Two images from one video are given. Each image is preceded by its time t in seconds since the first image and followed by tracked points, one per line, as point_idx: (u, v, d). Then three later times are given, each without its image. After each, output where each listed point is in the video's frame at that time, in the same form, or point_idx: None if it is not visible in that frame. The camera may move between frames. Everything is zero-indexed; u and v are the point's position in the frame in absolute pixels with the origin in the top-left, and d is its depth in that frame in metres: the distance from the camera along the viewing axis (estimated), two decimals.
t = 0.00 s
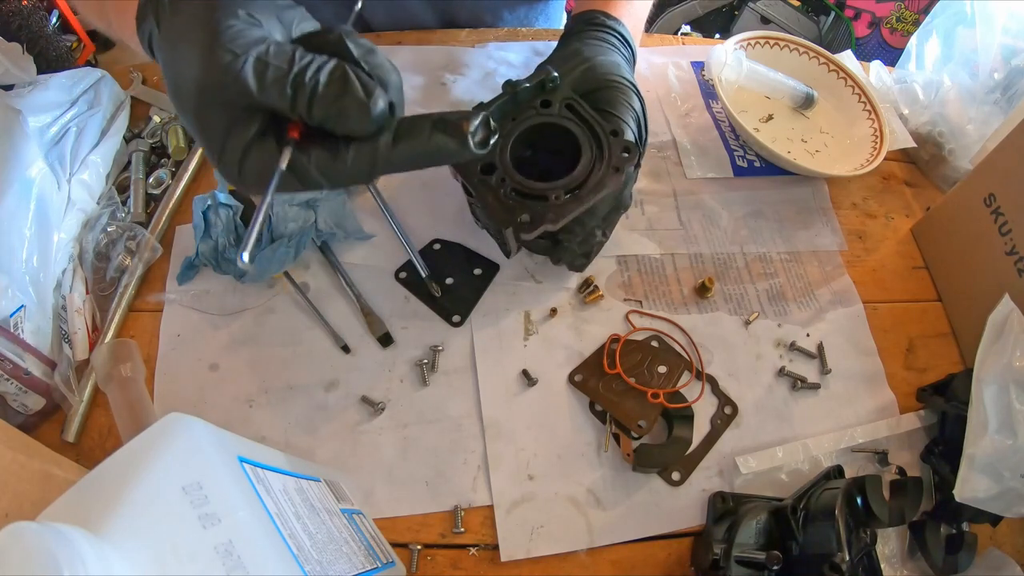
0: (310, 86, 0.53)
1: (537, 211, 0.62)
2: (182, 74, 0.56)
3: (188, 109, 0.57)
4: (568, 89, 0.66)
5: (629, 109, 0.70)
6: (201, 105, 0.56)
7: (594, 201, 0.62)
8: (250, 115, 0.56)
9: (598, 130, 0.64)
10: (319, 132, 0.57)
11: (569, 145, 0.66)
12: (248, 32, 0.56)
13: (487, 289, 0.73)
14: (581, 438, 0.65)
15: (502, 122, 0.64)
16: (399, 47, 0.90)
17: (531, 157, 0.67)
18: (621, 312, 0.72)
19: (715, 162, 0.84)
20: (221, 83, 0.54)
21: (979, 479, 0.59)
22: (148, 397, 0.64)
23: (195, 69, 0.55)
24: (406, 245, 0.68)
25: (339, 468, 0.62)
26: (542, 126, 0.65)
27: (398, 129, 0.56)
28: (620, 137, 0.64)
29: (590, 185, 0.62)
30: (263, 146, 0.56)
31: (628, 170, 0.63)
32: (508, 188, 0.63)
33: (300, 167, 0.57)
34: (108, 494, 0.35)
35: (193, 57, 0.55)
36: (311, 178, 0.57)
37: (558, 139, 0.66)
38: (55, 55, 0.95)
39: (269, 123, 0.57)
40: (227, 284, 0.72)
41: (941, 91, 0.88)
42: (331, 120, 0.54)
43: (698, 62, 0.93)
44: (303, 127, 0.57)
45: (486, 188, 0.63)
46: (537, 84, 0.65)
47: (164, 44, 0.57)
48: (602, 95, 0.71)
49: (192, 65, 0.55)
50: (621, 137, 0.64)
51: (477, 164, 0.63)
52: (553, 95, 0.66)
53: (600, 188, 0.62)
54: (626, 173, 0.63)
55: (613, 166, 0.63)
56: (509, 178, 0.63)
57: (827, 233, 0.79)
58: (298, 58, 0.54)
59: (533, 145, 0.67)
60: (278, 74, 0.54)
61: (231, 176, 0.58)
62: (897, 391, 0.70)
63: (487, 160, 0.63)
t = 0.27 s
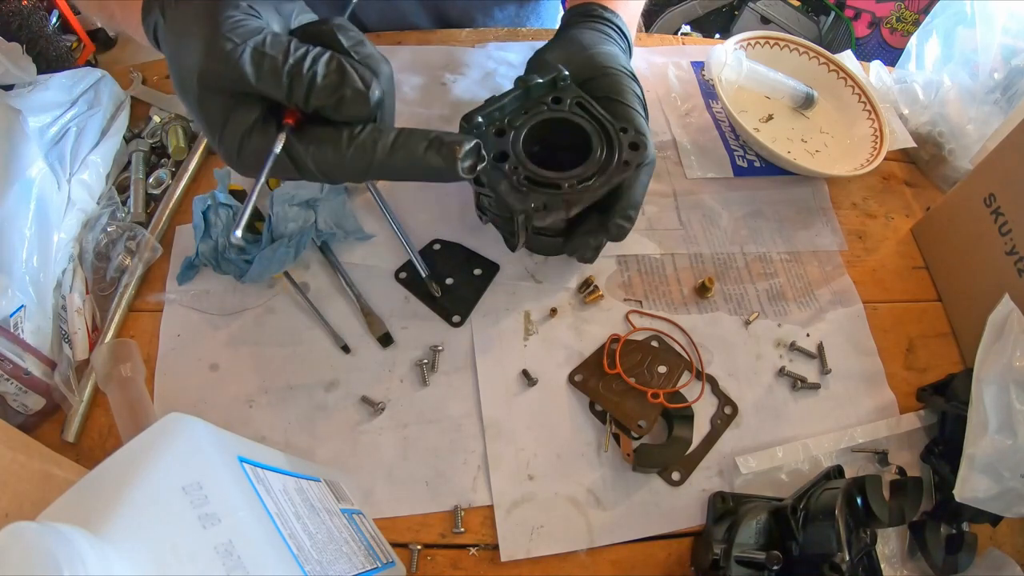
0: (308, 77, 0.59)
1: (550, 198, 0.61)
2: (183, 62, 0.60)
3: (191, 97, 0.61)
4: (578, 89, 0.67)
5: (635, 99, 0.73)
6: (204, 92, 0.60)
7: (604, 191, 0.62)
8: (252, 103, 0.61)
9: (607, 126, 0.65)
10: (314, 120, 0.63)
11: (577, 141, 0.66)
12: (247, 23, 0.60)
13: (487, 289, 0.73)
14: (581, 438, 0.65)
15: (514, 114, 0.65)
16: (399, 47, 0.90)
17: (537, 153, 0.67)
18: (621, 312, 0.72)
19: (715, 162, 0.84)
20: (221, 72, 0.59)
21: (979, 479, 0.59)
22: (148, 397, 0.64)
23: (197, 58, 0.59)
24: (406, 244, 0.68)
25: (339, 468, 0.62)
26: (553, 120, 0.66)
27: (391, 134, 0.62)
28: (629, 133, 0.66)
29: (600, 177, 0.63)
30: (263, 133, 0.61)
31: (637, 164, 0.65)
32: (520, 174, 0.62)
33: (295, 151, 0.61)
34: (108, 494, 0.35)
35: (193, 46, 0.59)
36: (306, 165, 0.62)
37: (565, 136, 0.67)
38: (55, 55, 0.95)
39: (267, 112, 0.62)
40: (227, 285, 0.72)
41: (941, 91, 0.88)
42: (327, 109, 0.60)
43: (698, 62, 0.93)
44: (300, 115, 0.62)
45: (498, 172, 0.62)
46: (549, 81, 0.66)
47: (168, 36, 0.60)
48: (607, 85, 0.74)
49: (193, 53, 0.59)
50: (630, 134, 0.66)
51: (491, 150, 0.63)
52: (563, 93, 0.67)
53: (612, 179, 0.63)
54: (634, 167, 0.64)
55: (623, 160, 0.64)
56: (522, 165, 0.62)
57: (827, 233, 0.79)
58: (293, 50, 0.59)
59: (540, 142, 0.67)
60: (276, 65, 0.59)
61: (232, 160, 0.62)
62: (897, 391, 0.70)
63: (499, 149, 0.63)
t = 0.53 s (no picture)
0: (309, 65, 0.61)
1: (550, 191, 0.61)
2: (182, 55, 0.62)
3: (194, 88, 0.63)
4: (577, 87, 0.67)
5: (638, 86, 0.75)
6: (205, 83, 0.62)
7: (603, 186, 0.61)
8: (252, 93, 0.63)
9: (605, 122, 0.65)
10: (314, 109, 0.65)
11: (577, 138, 0.66)
12: (246, 14, 0.62)
13: (487, 289, 0.73)
14: (582, 438, 0.65)
15: (514, 111, 0.65)
16: (399, 47, 0.90)
17: (536, 151, 0.67)
18: (621, 312, 0.72)
19: (715, 162, 0.84)
20: (222, 60, 0.60)
21: (979, 479, 0.59)
22: (148, 397, 0.64)
23: (197, 51, 0.61)
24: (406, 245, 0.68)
25: (339, 468, 0.62)
26: (552, 118, 0.66)
27: (391, 119, 0.63)
28: (627, 129, 0.65)
29: (599, 171, 0.62)
30: (264, 121, 0.62)
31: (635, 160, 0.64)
32: (520, 168, 0.62)
33: (293, 140, 0.62)
34: (108, 494, 0.35)
35: (195, 36, 0.61)
36: (305, 153, 0.63)
37: (565, 133, 0.67)
38: (54, 55, 0.95)
39: (266, 99, 0.63)
40: (227, 285, 0.72)
41: (941, 91, 0.88)
42: (328, 97, 0.63)
43: (698, 62, 0.93)
44: (299, 103, 0.63)
45: (496, 167, 0.62)
46: (548, 80, 0.66)
47: (168, 30, 0.62)
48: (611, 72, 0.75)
49: (193, 43, 0.61)
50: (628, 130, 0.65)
51: (490, 145, 0.63)
52: (562, 91, 0.67)
53: (610, 173, 0.62)
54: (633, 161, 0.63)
55: (621, 155, 0.63)
56: (522, 161, 0.62)
57: (827, 233, 0.79)
58: (292, 39, 0.61)
59: (539, 140, 0.67)
60: (275, 53, 0.60)
61: (234, 150, 0.63)
62: (897, 391, 0.70)
63: (499, 144, 0.63)
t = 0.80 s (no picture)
0: (314, 55, 0.61)
1: (550, 190, 0.61)
2: (185, 46, 0.61)
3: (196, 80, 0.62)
4: (577, 87, 0.67)
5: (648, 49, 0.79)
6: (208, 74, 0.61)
7: (603, 186, 0.61)
8: (258, 83, 0.63)
9: (605, 121, 0.65)
10: (319, 98, 0.65)
11: (577, 138, 0.66)
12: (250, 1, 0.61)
13: (487, 289, 0.73)
14: (581, 438, 0.65)
15: (513, 111, 0.65)
16: (399, 47, 0.90)
17: (537, 151, 0.67)
18: (621, 312, 0.72)
19: (715, 162, 0.84)
20: (226, 51, 0.60)
21: (979, 479, 0.59)
22: (148, 397, 0.64)
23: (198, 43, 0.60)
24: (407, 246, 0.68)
25: (339, 468, 0.62)
26: (553, 118, 0.66)
27: (397, 110, 0.63)
28: (628, 129, 0.65)
29: (599, 171, 0.62)
30: (270, 112, 0.63)
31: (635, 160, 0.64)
32: (520, 168, 0.62)
33: (299, 130, 0.63)
34: (108, 494, 0.35)
35: (195, 25, 0.59)
36: (312, 144, 0.63)
37: (564, 133, 0.67)
38: (54, 55, 0.95)
39: (271, 89, 0.64)
40: (228, 284, 0.72)
41: (941, 91, 0.88)
42: (332, 86, 0.63)
43: (698, 62, 0.93)
44: (304, 94, 0.64)
45: (496, 167, 0.62)
46: (548, 80, 0.67)
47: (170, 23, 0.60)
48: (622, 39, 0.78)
49: (194, 34, 0.60)
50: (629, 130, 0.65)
51: (490, 146, 0.63)
52: (562, 91, 0.67)
53: (610, 173, 0.62)
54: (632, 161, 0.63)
55: (621, 156, 0.63)
56: (522, 161, 0.62)
57: (827, 233, 0.79)
58: (297, 28, 0.61)
59: (539, 140, 0.67)
60: (280, 43, 0.60)
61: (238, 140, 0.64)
62: (897, 390, 0.70)
63: (499, 144, 0.63)
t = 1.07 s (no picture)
0: None
1: (549, 191, 0.61)
2: None
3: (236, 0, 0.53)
4: (577, 88, 0.67)
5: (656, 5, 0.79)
6: None
7: (602, 186, 0.61)
8: None
9: (605, 120, 0.64)
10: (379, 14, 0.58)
11: (577, 137, 0.66)
12: None
13: (487, 289, 0.73)
14: (581, 438, 0.65)
15: (514, 111, 0.65)
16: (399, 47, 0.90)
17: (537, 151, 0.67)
18: (621, 312, 0.72)
19: (715, 162, 0.84)
20: None
21: (979, 479, 0.59)
22: (148, 397, 0.64)
23: None
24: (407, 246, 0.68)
25: (339, 468, 0.62)
26: (553, 119, 0.66)
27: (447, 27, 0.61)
28: (628, 128, 0.64)
29: (599, 171, 0.62)
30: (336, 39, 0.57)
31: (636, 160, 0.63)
32: (520, 169, 0.62)
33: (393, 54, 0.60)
34: (109, 494, 0.35)
35: None
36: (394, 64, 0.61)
37: (565, 132, 0.67)
38: (55, 55, 0.96)
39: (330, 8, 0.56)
40: (228, 284, 0.72)
41: (941, 91, 0.88)
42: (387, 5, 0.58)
43: (698, 62, 0.93)
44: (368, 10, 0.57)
45: (495, 167, 0.62)
46: (548, 80, 0.67)
47: None
48: None
49: None
50: (629, 129, 0.64)
51: (490, 146, 0.63)
52: (563, 91, 0.67)
53: (610, 173, 0.61)
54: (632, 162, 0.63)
55: (620, 155, 0.62)
56: (522, 161, 0.62)
57: (827, 233, 0.79)
58: None
59: (540, 140, 0.67)
60: None
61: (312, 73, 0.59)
62: (897, 390, 0.70)
63: (499, 144, 0.63)
